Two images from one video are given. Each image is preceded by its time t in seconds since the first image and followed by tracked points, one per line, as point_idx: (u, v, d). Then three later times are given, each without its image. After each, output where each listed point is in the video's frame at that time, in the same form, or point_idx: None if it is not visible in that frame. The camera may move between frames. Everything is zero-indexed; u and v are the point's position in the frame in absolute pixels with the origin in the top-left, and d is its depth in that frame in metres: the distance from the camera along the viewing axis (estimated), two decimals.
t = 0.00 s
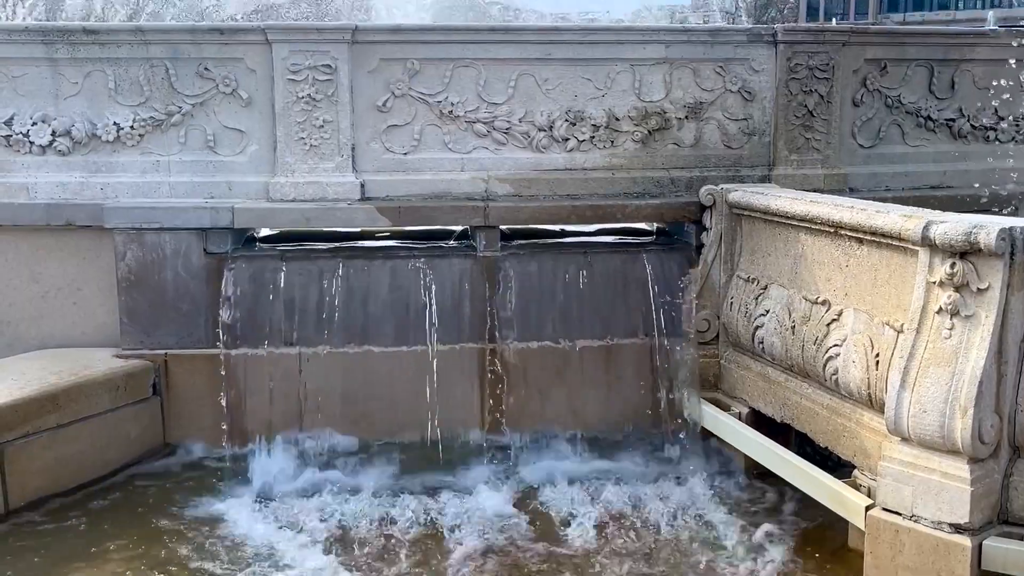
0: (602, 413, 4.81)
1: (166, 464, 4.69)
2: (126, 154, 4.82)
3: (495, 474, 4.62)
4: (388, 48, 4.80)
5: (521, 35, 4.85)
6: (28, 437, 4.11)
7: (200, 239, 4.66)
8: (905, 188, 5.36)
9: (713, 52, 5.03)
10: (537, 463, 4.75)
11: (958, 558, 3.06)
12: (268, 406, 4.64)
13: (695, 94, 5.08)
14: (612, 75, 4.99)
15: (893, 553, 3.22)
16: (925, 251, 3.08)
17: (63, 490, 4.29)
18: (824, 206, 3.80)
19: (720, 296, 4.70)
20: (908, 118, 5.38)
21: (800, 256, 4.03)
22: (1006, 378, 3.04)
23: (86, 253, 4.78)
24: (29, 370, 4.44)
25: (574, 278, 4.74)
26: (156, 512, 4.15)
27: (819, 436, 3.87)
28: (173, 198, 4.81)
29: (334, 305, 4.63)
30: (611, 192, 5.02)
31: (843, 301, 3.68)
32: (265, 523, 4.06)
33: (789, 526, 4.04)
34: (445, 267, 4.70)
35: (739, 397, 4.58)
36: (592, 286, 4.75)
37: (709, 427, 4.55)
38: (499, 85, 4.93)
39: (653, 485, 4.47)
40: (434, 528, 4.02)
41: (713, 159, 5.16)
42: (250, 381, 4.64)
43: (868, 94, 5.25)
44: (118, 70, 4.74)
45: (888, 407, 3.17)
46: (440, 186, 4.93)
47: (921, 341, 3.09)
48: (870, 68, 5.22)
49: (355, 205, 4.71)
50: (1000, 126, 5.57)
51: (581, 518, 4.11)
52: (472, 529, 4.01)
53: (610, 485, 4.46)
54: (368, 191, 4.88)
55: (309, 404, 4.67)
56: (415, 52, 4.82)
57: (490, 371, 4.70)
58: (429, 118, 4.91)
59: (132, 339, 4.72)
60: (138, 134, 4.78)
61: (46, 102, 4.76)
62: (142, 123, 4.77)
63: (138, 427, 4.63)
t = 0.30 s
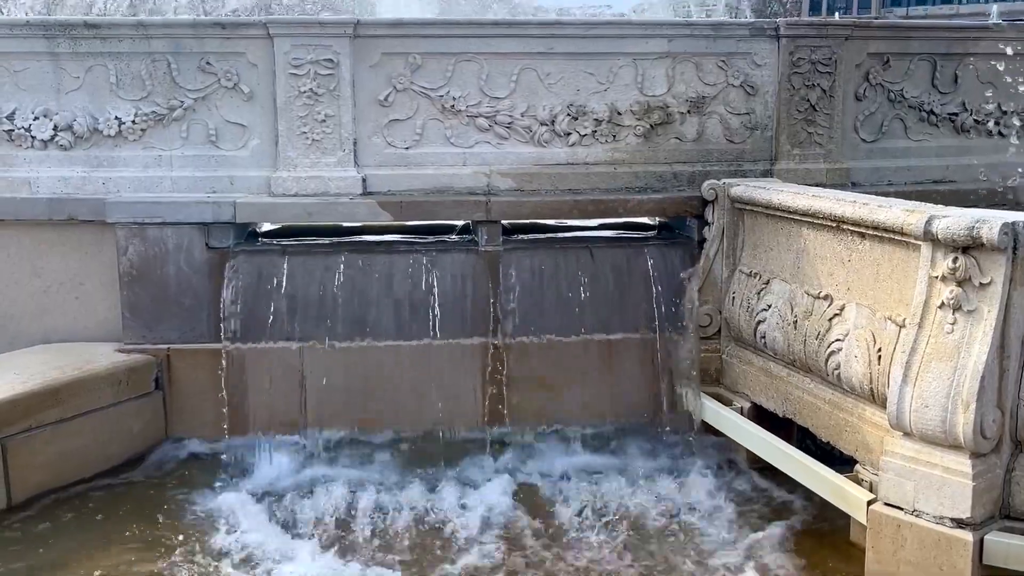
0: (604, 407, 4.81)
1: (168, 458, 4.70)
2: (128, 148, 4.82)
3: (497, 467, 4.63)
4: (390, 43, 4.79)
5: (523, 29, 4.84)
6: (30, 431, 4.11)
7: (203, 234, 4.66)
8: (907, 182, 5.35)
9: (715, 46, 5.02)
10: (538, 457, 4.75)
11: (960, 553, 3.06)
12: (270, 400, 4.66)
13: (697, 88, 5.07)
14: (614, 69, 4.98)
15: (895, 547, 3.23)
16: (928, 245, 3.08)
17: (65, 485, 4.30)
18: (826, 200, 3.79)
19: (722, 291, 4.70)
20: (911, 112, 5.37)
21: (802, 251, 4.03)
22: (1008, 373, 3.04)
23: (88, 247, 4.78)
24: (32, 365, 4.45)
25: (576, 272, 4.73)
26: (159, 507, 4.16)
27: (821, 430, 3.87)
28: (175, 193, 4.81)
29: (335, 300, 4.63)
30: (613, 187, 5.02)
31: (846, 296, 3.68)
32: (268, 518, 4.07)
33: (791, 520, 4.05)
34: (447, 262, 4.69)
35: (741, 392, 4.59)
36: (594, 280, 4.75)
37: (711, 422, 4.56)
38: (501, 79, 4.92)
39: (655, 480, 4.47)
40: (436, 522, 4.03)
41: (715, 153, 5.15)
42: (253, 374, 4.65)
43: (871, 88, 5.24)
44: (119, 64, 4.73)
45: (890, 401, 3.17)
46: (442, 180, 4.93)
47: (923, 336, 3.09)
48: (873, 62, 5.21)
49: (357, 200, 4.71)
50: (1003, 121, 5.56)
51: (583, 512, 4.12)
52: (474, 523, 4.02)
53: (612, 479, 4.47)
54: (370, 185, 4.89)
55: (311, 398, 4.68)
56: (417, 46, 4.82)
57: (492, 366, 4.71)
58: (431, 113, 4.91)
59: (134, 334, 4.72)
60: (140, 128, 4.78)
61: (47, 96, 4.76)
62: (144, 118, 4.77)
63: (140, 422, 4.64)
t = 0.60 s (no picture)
0: (606, 399, 4.81)
1: (172, 450, 4.71)
2: (130, 140, 4.82)
3: (499, 459, 4.64)
4: (392, 34, 4.78)
5: (526, 20, 4.83)
6: (34, 423, 4.13)
7: (205, 226, 4.66)
8: (911, 174, 5.34)
9: (719, 38, 5.00)
10: (541, 449, 4.76)
11: (962, 544, 3.06)
12: (273, 392, 4.67)
13: (701, 80, 5.05)
14: (617, 61, 4.97)
15: (898, 539, 3.23)
16: (932, 237, 3.07)
17: (69, 476, 4.32)
18: (830, 192, 3.78)
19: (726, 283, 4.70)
20: (915, 104, 5.35)
21: (805, 243, 4.02)
22: (1012, 365, 3.03)
23: (91, 239, 4.79)
24: (35, 356, 4.46)
25: (579, 265, 4.73)
26: (162, 498, 4.17)
27: (824, 422, 3.87)
28: (178, 184, 4.81)
29: (338, 292, 4.63)
30: (616, 178, 5.01)
31: (849, 288, 3.68)
32: (272, 509, 4.08)
33: (794, 512, 4.05)
34: (450, 254, 4.69)
35: (744, 384, 4.59)
36: (597, 272, 4.74)
37: (714, 414, 4.56)
38: (503, 71, 4.91)
39: (657, 471, 4.47)
40: (439, 514, 4.04)
41: (719, 145, 5.14)
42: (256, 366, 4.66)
43: (875, 80, 5.22)
44: (122, 56, 4.73)
45: (893, 393, 3.17)
46: (445, 172, 4.92)
47: (927, 328, 3.09)
48: (877, 54, 5.19)
49: (359, 191, 4.71)
50: (1008, 112, 5.53)
51: (585, 504, 4.12)
52: (476, 514, 4.03)
53: (615, 471, 4.47)
54: (373, 177, 4.88)
55: (314, 390, 4.69)
56: (419, 37, 4.80)
57: (494, 358, 4.71)
58: (433, 104, 4.90)
59: (137, 326, 4.73)
60: (143, 120, 4.78)
61: (50, 87, 4.75)
62: (147, 109, 4.77)
63: (143, 413, 4.65)
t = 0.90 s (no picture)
0: (609, 387, 4.82)
1: (175, 437, 4.73)
2: (133, 127, 4.81)
3: (503, 447, 4.65)
4: (394, 21, 4.76)
5: (529, 7, 4.80)
6: (38, 410, 4.14)
7: (208, 213, 4.66)
8: (916, 162, 5.31)
9: (723, 25, 4.97)
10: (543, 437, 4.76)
11: (966, 533, 3.06)
12: (276, 380, 4.67)
13: (704, 67, 5.03)
14: (621, 48, 4.95)
15: (900, 528, 3.24)
16: (936, 225, 3.07)
17: (73, 463, 4.34)
18: (833, 179, 3.77)
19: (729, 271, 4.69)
20: (920, 91, 5.32)
21: (809, 231, 4.01)
22: (1016, 352, 3.03)
23: (94, 226, 4.79)
24: (38, 344, 4.46)
25: (581, 253, 4.72)
26: (167, 486, 4.19)
27: (827, 410, 3.87)
28: (180, 172, 4.80)
29: (341, 280, 4.62)
30: (619, 166, 4.99)
31: (853, 276, 3.67)
32: (275, 497, 4.10)
33: (796, 500, 4.05)
34: (452, 241, 4.68)
35: (748, 372, 4.59)
36: (600, 261, 4.73)
37: (717, 402, 4.56)
38: (506, 58, 4.89)
39: (660, 460, 4.48)
40: (442, 502, 4.05)
41: (722, 133, 5.12)
42: (259, 354, 4.66)
43: (880, 67, 5.19)
44: (124, 43, 4.72)
45: (897, 381, 3.17)
46: (447, 160, 4.91)
47: (930, 316, 3.08)
48: (882, 41, 5.16)
49: (362, 179, 4.70)
50: (1013, 99, 5.50)
51: (588, 492, 4.13)
52: (479, 502, 4.04)
53: (618, 458, 4.48)
54: (375, 165, 4.88)
55: (317, 378, 4.69)
56: (421, 24, 4.78)
57: (497, 346, 4.71)
58: (436, 92, 4.88)
59: (140, 313, 4.74)
60: (145, 107, 4.77)
61: (52, 75, 4.74)
62: (149, 97, 4.76)
63: (147, 401, 4.66)
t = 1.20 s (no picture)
0: (612, 371, 4.82)
1: (179, 420, 4.74)
2: (135, 110, 4.79)
3: (506, 431, 4.65)
4: (397, 3, 4.73)
5: None
6: (42, 392, 4.15)
7: (211, 197, 4.65)
8: (922, 145, 5.28)
9: (728, 7, 4.94)
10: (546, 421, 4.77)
11: (969, 516, 3.07)
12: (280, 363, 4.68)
13: (709, 50, 5.00)
14: (625, 30, 4.92)
15: (904, 511, 3.24)
16: (942, 208, 3.06)
17: (78, 446, 4.35)
18: (839, 162, 3.75)
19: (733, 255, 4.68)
20: (926, 74, 5.29)
21: (814, 215, 4.00)
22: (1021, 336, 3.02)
23: (97, 209, 4.78)
24: (41, 327, 4.46)
25: (585, 237, 4.70)
26: (171, 469, 4.20)
27: (831, 394, 3.87)
28: (183, 155, 4.79)
29: (344, 263, 4.62)
30: (624, 150, 4.97)
31: (858, 260, 3.66)
32: (278, 480, 4.11)
33: (799, 484, 4.06)
34: (456, 225, 4.67)
35: (751, 356, 4.59)
36: (604, 244, 4.72)
37: (721, 386, 4.57)
38: (510, 41, 4.86)
39: (663, 443, 4.48)
40: (445, 485, 4.06)
41: (727, 116, 5.09)
42: (263, 338, 4.67)
43: (885, 50, 5.16)
44: (126, 25, 4.70)
45: (901, 365, 3.17)
46: (451, 143, 4.89)
47: (935, 300, 3.08)
48: (888, 24, 5.13)
49: (365, 162, 4.69)
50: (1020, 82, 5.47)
51: (591, 476, 4.14)
52: (482, 486, 4.05)
53: (621, 442, 4.48)
54: (379, 148, 4.85)
55: (321, 361, 4.70)
56: (425, 7, 4.76)
57: (501, 330, 4.72)
58: (440, 75, 4.86)
59: (144, 297, 4.74)
60: (148, 90, 4.75)
61: (54, 57, 4.72)
62: (151, 80, 4.74)
63: (150, 384, 4.67)
